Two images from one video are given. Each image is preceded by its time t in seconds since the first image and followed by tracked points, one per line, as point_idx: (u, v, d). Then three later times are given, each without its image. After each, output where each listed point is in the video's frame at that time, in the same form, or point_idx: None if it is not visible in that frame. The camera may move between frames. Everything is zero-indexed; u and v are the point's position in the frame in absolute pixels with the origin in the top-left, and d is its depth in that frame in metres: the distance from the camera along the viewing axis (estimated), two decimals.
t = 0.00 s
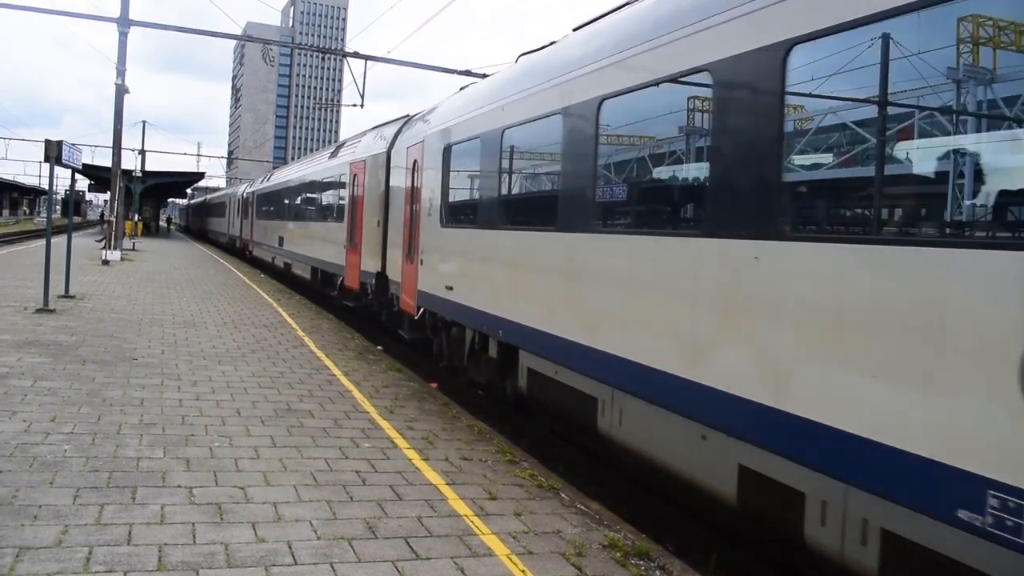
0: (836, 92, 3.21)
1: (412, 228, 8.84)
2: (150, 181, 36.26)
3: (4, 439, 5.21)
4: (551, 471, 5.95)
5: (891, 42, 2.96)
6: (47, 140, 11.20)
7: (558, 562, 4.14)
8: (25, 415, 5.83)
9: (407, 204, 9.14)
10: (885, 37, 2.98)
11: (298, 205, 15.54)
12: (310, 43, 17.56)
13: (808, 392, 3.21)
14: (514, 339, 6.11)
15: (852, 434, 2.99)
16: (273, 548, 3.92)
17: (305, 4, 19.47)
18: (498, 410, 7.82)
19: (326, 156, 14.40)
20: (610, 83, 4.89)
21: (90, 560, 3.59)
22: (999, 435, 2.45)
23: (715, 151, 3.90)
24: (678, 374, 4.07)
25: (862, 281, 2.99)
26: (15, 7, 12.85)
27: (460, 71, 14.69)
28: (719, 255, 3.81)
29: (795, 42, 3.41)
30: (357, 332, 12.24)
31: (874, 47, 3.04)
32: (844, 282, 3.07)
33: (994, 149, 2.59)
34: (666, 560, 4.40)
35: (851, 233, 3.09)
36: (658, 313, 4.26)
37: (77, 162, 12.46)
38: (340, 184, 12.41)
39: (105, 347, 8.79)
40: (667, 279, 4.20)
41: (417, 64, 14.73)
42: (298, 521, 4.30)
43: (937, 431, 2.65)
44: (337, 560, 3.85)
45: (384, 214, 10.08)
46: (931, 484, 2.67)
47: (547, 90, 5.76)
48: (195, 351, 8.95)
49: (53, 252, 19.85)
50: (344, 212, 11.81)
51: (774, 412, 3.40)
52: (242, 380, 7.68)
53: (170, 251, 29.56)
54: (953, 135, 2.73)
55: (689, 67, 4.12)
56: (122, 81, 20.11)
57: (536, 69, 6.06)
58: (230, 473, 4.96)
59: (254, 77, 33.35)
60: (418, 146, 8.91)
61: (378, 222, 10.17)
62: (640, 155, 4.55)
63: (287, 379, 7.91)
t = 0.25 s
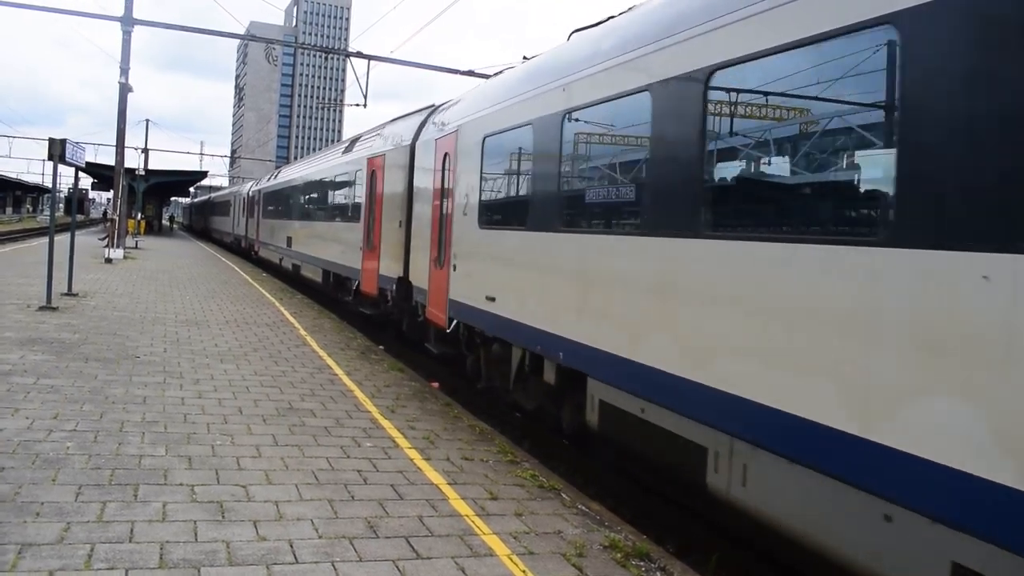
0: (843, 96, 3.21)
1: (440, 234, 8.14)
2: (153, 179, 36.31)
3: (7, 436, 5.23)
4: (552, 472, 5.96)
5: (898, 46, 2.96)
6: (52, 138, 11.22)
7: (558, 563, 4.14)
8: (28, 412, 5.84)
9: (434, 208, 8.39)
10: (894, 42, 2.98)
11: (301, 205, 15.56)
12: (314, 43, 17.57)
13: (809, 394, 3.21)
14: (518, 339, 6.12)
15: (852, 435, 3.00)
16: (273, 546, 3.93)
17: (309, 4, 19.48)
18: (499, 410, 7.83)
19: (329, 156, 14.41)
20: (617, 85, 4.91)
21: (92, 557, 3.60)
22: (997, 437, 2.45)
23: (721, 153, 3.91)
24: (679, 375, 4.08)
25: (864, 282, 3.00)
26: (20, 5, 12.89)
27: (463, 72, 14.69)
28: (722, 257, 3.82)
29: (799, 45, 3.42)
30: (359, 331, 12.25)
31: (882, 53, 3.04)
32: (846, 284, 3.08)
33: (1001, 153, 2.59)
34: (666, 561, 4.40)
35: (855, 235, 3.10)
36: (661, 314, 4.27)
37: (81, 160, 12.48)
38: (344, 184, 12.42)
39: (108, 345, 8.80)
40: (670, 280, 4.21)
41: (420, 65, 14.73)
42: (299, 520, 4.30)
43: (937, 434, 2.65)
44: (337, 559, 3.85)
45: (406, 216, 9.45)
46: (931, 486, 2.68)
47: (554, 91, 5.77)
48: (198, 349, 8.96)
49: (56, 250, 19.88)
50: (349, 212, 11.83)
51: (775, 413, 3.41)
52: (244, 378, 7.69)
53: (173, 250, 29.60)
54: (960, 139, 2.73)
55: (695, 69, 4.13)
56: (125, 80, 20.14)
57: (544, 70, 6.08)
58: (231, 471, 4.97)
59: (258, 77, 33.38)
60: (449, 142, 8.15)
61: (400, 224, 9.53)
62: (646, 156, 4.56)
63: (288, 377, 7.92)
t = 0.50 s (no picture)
0: (858, 100, 3.19)
1: (477, 237, 7.30)
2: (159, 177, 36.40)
3: (13, 431, 5.24)
4: (556, 473, 5.95)
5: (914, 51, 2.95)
6: (59, 135, 11.25)
7: (561, 564, 4.13)
8: (35, 407, 5.86)
9: (472, 210, 7.50)
10: (910, 47, 2.97)
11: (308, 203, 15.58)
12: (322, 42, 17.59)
13: (815, 396, 3.22)
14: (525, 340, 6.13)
15: (857, 438, 3.01)
16: (277, 544, 3.92)
17: (317, 3, 19.48)
18: (504, 410, 7.82)
19: (336, 155, 14.42)
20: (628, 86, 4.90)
21: (97, 553, 3.61)
22: (1002, 441, 2.45)
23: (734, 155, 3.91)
24: (686, 376, 4.09)
25: (869, 286, 3.01)
26: (28, 2, 12.92)
27: (470, 72, 14.68)
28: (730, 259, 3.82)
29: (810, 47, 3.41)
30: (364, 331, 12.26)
31: (897, 58, 3.03)
32: (851, 287, 3.09)
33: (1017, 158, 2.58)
34: (669, 563, 4.39)
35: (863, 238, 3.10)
36: (668, 316, 4.28)
37: (88, 157, 12.52)
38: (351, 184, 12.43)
39: (114, 341, 8.82)
40: (678, 281, 4.22)
41: (428, 65, 14.73)
42: (303, 518, 4.30)
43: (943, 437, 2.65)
44: (340, 558, 3.85)
45: (437, 217, 8.67)
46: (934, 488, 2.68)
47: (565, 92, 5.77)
48: (203, 347, 8.98)
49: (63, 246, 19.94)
50: (356, 212, 11.85)
51: (780, 415, 3.42)
52: (249, 376, 7.70)
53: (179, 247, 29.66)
54: (976, 145, 2.71)
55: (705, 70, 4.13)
56: (133, 78, 20.19)
57: (555, 71, 6.07)
58: (236, 469, 4.97)
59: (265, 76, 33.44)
60: (490, 133, 7.29)
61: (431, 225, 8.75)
62: (657, 158, 4.55)
63: (293, 376, 7.94)
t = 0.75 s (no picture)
0: (877, 99, 3.16)
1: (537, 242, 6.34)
2: (177, 180, 36.67)
3: (32, 433, 5.28)
4: (573, 475, 5.93)
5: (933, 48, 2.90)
6: (79, 138, 11.35)
7: (578, 566, 4.11)
8: (54, 409, 5.90)
9: (530, 211, 6.58)
10: (931, 45, 2.92)
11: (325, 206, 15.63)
12: (337, 45, 17.65)
13: (831, 396, 3.20)
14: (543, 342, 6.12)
15: (872, 439, 2.98)
16: (294, 546, 3.92)
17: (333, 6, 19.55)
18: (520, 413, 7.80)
19: (353, 158, 14.46)
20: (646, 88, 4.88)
21: (115, 554, 3.62)
22: (1017, 441, 2.42)
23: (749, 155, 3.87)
24: (700, 377, 4.08)
25: (885, 285, 2.98)
26: (48, 7, 13.06)
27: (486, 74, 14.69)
28: (745, 259, 3.81)
29: (829, 47, 3.38)
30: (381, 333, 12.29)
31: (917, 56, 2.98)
32: (867, 286, 3.07)
33: None
34: (687, 566, 4.36)
35: (879, 237, 3.08)
36: (683, 316, 4.26)
37: (107, 160, 12.62)
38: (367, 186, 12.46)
39: (132, 343, 8.88)
40: (693, 282, 4.21)
41: (443, 67, 14.75)
42: (320, 520, 4.30)
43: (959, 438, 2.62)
44: (357, 560, 3.85)
45: (485, 221, 7.80)
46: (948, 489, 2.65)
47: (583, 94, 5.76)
48: (220, 349, 9.02)
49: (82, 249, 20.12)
50: (374, 214, 11.88)
51: (795, 415, 3.40)
52: (266, 378, 7.72)
53: (196, 250, 29.86)
54: (999, 142, 2.65)
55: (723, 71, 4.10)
56: (151, 81, 20.35)
57: (575, 73, 6.06)
58: (253, 471, 4.99)
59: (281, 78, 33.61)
60: (552, 122, 6.30)
61: (478, 230, 7.87)
62: (675, 160, 4.52)
63: (310, 378, 7.95)
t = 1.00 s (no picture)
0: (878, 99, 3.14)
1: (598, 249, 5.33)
2: (179, 182, 36.70)
3: (35, 437, 5.28)
4: (575, 475, 5.92)
5: (936, 47, 2.89)
6: (80, 141, 11.36)
7: (581, 566, 4.11)
8: (56, 413, 5.90)
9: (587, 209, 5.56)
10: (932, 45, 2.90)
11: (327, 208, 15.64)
12: (338, 46, 17.64)
13: (832, 394, 3.19)
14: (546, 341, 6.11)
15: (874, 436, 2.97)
16: (297, 548, 3.92)
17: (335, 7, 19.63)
18: (523, 413, 7.80)
19: (355, 159, 14.48)
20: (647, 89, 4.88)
21: (118, 558, 3.62)
22: (1017, 437, 2.41)
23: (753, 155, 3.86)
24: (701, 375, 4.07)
25: (886, 282, 2.98)
26: (49, 10, 13.07)
27: (487, 75, 14.68)
28: (748, 258, 3.80)
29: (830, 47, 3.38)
30: (383, 334, 12.30)
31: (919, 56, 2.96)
32: (869, 283, 3.06)
33: None
34: (689, 565, 4.35)
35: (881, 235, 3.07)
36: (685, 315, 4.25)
37: (108, 163, 12.63)
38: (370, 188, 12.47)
39: (134, 346, 8.89)
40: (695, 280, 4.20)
41: (445, 68, 14.76)
42: (322, 521, 4.30)
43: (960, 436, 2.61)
44: (360, 561, 3.85)
45: (525, 221, 6.79)
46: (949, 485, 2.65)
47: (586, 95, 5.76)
48: (223, 351, 9.02)
49: (84, 252, 20.14)
50: (377, 215, 11.89)
51: (795, 412, 3.39)
52: (268, 380, 7.73)
53: (197, 252, 29.87)
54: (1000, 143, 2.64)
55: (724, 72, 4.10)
56: (152, 83, 20.35)
57: (578, 75, 6.07)
58: (255, 473, 4.99)
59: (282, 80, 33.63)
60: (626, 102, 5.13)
61: (514, 231, 6.89)
62: (675, 161, 4.52)
63: (312, 379, 7.96)
